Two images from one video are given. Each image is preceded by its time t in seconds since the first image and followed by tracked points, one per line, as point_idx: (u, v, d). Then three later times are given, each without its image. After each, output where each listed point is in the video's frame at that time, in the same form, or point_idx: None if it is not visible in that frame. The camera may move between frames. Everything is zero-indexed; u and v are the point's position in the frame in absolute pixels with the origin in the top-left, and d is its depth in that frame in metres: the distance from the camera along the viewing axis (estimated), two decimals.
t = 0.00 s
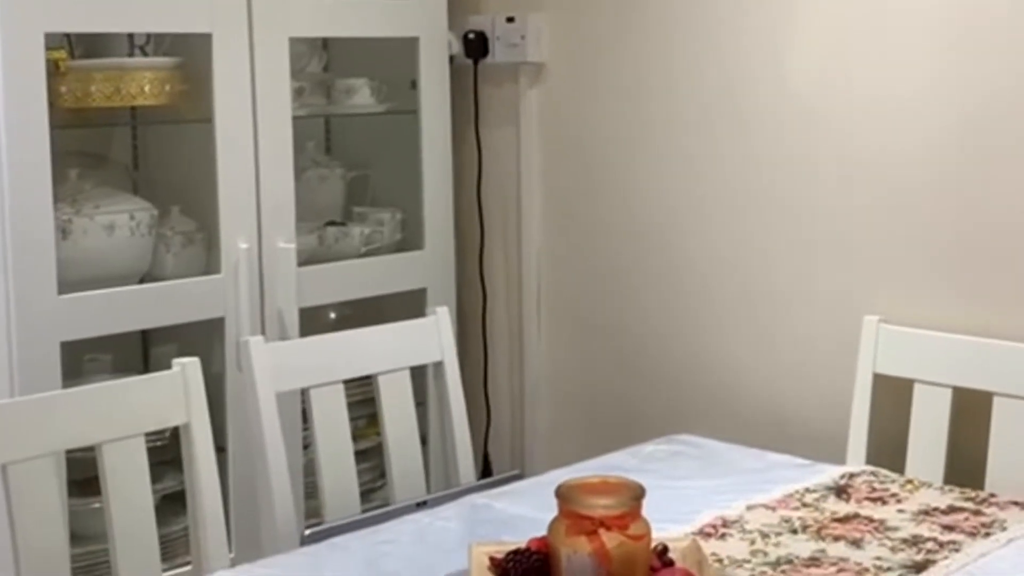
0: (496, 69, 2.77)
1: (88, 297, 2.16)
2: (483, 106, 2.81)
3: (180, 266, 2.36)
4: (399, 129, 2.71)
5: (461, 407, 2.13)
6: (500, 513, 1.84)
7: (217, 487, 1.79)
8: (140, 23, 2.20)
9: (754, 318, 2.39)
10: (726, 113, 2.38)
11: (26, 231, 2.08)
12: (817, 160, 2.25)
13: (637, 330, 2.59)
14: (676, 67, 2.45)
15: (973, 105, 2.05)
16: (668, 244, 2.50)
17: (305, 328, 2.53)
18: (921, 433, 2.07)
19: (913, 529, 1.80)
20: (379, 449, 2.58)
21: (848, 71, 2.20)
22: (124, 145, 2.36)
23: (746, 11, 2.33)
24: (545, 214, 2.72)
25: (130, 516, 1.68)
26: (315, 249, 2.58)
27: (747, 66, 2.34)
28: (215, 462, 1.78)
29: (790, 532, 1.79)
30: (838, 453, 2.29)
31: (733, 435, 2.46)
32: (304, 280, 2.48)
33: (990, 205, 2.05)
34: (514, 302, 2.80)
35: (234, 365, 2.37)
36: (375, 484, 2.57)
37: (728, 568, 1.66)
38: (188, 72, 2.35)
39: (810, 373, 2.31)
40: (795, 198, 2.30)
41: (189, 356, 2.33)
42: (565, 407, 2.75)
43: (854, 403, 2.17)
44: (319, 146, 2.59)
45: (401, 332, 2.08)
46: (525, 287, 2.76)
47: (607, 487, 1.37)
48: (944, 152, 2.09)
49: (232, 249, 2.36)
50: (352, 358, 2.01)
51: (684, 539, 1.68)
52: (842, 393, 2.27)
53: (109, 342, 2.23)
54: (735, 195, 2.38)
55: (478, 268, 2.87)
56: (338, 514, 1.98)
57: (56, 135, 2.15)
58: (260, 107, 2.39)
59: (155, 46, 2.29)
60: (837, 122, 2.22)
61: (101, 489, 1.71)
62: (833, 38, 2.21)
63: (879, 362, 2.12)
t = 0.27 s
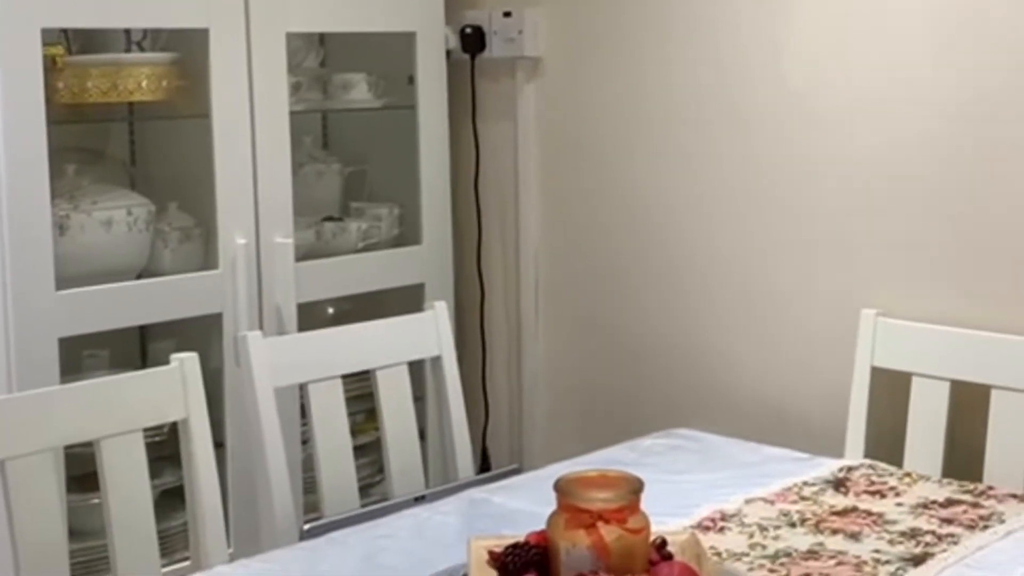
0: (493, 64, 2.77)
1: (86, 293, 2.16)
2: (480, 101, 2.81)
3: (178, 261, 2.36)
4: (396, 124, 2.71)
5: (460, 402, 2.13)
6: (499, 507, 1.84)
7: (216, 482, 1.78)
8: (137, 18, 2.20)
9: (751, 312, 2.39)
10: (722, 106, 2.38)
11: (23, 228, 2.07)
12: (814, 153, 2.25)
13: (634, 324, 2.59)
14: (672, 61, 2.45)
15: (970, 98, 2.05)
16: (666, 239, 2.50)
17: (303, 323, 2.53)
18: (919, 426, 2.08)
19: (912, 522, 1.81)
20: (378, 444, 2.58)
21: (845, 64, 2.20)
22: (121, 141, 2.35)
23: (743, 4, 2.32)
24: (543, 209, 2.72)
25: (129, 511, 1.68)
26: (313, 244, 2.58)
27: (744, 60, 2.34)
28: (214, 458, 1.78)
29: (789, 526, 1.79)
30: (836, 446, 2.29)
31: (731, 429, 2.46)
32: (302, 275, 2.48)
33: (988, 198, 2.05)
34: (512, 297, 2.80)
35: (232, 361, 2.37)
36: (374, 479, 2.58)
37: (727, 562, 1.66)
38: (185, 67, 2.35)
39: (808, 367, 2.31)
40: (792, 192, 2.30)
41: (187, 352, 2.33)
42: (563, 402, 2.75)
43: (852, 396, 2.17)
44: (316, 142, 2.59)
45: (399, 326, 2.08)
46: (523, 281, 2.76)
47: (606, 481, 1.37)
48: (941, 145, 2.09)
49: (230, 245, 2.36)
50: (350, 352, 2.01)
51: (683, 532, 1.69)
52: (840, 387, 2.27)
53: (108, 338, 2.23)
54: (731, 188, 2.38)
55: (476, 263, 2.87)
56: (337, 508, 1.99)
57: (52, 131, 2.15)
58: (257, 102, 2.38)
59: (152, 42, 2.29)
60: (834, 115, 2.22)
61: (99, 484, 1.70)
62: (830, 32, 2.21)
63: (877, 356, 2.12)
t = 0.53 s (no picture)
0: (491, 64, 2.77)
1: (84, 294, 2.16)
2: (478, 101, 2.81)
3: (177, 263, 2.36)
4: (394, 125, 2.71)
5: (459, 403, 2.13)
6: (498, 508, 1.84)
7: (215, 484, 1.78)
8: (135, 19, 2.20)
9: (750, 312, 2.39)
10: (720, 106, 2.38)
11: (22, 230, 2.07)
12: (813, 153, 2.26)
13: (633, 324, 2.59)
14: (670, 61, 2.45)
15: (968, 97, 2.05)
16: (665, 238, 2.50)
17: (302, 324, 2.53)
18: (918, 426, 2.08)
19: (911, 522, 1.81)
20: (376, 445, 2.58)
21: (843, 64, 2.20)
22: (120, 142, 2.35)
23: (741, 4, 2.32)
24: (541, 209, 2.72)
25: (128, 513, 1.68)
26: (312, 245, 2.58)
27: (742, 61, 2.34)
28: (213, 459, 1.78)
29: (788, 526, 1.79)
30: (835, 446, 2.29)
31: (730, 429, 2.47)
32: (300, 276, 2.48)
33: (986, 197, 2.05)
34: (511, 298, 2.80)
35: (231, 361, 2.37)
36: (373, 479, 2.58)
37: (726, 562, 1.66)
38: (183, 68, 2.35)
39: (807, 367, 2.31)
40: (791, 192, 2.30)
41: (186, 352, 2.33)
42: (562, 402, 2.75)
43: (851, 396, 2.17)
44: (314, 142, 2.59)
45: (398, 327, 2.08)
46: (522, 282, 2.76)
47: (606, 482, 1.37)
48: (940, 145, 2.09)
49: (228, 246, 2.36)
50: (349, 353, 2.01)
51: (682, 533, 1.69)
52: (839, 387, 2.27)
53: (106, 339, 2.23)
54: (729, 188, 2.39)
55: (474, 264, 2.87)
56: (336, 509, 1.99)
57: (50, 132, 2.15)
58: (256, 103, 2.38)
59: (150, 43, 2.29)
60: (833, 115, 2.22)
61: (98, 486, 1.70)
62: (829, 32, 2.21)
63: (875, 356, 2.12)
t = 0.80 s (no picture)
0: (487, 65, 2.77)
1: (79, 295, 2.16)
2: (474, 102, 2.81)
3: (171, 263, 2.36)
4: (390, 125, 2.71)
5: (453, 404, 2.13)
6: (492, 509, 1.84)
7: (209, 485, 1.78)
8: (129, 20, 2.19)
9: (745, 312, 2.38)
10: (716, 106, 2.38)
11: (16, 231, 2.07)
12: (809, 154, 2.25)
13: (628, 324, 2.59)
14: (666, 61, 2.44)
15: (964, 97, 2.05)
16: (660, 239, 2.50)
17: (297, 325, 2.52)
18: (914, 426, 2.08)
19: (906, 523, 1.80)
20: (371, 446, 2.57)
21: (839, 64, 2.19)
22: (114, 143, 2.35)
23: (736, 5, 2.32)
24: (537, 209, 2.72)
25: (122, 515, 1.68)
26: (307, 246, 2.58)
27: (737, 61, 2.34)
28: (207, 460, 1.77)
29: (782, 527, 1.79)
30: (830, 446, 2.29)
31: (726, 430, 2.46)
32: (295, 277, 2.48)
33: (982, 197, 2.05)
34: (506, 298, 2.80)
35: (226, 362, 2.37)
36: (368, 481, 2.58)
37: (721, 563, 1.66)
38: (178, 69, 2.34)
39: (803, 367, 2.31)
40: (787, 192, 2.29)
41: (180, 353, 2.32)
42: (558, 403, 2.75)
43: (846, 396, 2.17)
44: (309, 143, 2.59)
45: (393, 328, 2.08)
46: (518, 282, 2.75)
47: (600, 483, 1.37)
48: (936, 145, 2.09)
49: (223, 246, 2.35)
50: (343, 354, 2.01)
51: (677, 534, 1.69)
52: (835, 387, 2.27)
53: (101, 341, 2.23)
54: (725, 188, 2.38)
55: (470, 264, 2.86)
56: (331, 511, 1.98)
57: (44, 133, 2.14)
58: (250, 103, 2.38)
59: (144, 44, 2.28)
60: (828, 115, 2.22)
61: (92, 487, 1.70)
62: (824, 33, 2.21)
63: (871, 356, 2.12)
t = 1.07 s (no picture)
0: (482, 62, 2.77)
1: (72, 292, 2.15)
2: (469, 99, 2.80)
3: (166, 261, 2.35)
4: (384, 123, 2.71)
5: (448, 401, 2.13)
6: (487, 506, 1.84)
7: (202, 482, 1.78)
8: (124, 16, 2.19)
9: (741, 310, 2.38)
10: (711, 103, 2.38)
11: (10, 227, 2.06)
12: (804, 151, 2.25)
13: (622, 321, 2.59)
14: (661, 58, 2.44)
15: (960, 95, 2.05)
16: (655, 236, 2.50)
17: (291, 322, 2.52)
18: (909, 423, 2.08)
19: (900, 519, 1.80)
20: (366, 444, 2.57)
21: (834, 61, 2.19)
22: (108, 140, 2.35)
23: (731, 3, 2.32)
24: (531, 206, 2.72)
25: (115, 511, 1.68)
26: (301, 243, 2.57)
27: (732, 58, 2.34)
28: (200, 457, 1.77)
29: (777, 524, 1.79)
30: (825, 444, 2.29)
31: (720, 427, 2.46)
32: (289, 274, 2.47)
33: (978, 194, 2.05)
34: (501, 296, 2.80)
35: (220, 359, 2.36)
36: (362, 479, 2.58)
37: (715, 560, 1.66)
38: (172, 66, 2.34)
39: (798, 365, 2.31)
40: (782, 189, 2.29)
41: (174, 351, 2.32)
42: (552, 400, 2.75)
43: (841, 394, 2.17)
44: (304, 140, 2.59)
45: (388, 326, 2.08)
46: (512, 279, 2.75)
47: (595, 479, 1.37)
48: (932, 142, 2.09)
49: (217, 243, 2.35)
50: (338, 351, 2.01)
51: (671, 531, 1.68)
52: (829, 385, 2.27)
53: (95, 338, 2.23)
54: (720, 185, 2.38)
55: (464, 262, 2.86)
56: (325, 508, 1.98)
57: (37, 130, 2.13)
58: (245, 100, 2.38)
59: (139, 40, 2.28)
60: (823, 113, 2.22)
61: (85, 484, 1.70)
62: (819, 30, 2.21)
63: (865, 353, 2.12)
